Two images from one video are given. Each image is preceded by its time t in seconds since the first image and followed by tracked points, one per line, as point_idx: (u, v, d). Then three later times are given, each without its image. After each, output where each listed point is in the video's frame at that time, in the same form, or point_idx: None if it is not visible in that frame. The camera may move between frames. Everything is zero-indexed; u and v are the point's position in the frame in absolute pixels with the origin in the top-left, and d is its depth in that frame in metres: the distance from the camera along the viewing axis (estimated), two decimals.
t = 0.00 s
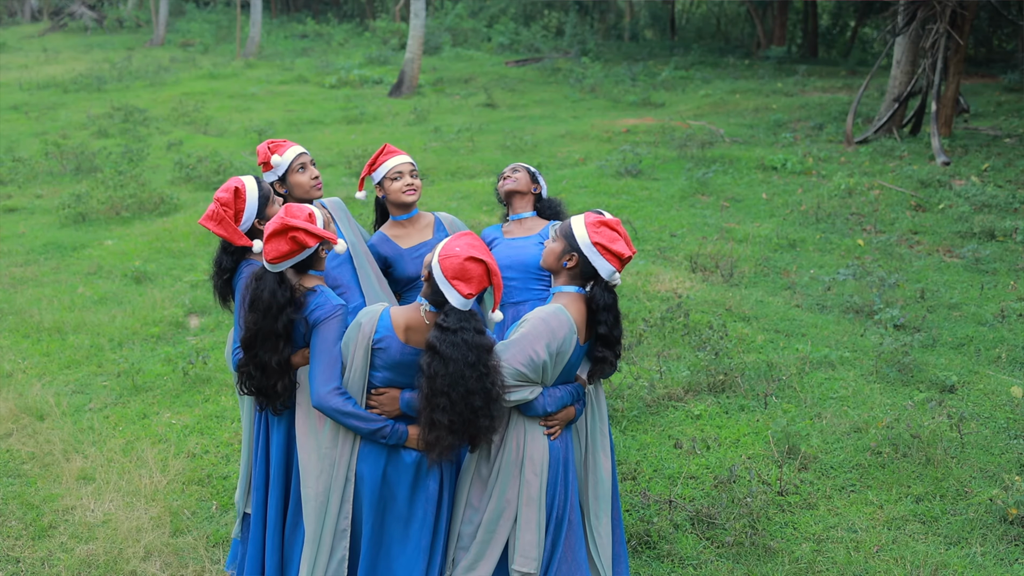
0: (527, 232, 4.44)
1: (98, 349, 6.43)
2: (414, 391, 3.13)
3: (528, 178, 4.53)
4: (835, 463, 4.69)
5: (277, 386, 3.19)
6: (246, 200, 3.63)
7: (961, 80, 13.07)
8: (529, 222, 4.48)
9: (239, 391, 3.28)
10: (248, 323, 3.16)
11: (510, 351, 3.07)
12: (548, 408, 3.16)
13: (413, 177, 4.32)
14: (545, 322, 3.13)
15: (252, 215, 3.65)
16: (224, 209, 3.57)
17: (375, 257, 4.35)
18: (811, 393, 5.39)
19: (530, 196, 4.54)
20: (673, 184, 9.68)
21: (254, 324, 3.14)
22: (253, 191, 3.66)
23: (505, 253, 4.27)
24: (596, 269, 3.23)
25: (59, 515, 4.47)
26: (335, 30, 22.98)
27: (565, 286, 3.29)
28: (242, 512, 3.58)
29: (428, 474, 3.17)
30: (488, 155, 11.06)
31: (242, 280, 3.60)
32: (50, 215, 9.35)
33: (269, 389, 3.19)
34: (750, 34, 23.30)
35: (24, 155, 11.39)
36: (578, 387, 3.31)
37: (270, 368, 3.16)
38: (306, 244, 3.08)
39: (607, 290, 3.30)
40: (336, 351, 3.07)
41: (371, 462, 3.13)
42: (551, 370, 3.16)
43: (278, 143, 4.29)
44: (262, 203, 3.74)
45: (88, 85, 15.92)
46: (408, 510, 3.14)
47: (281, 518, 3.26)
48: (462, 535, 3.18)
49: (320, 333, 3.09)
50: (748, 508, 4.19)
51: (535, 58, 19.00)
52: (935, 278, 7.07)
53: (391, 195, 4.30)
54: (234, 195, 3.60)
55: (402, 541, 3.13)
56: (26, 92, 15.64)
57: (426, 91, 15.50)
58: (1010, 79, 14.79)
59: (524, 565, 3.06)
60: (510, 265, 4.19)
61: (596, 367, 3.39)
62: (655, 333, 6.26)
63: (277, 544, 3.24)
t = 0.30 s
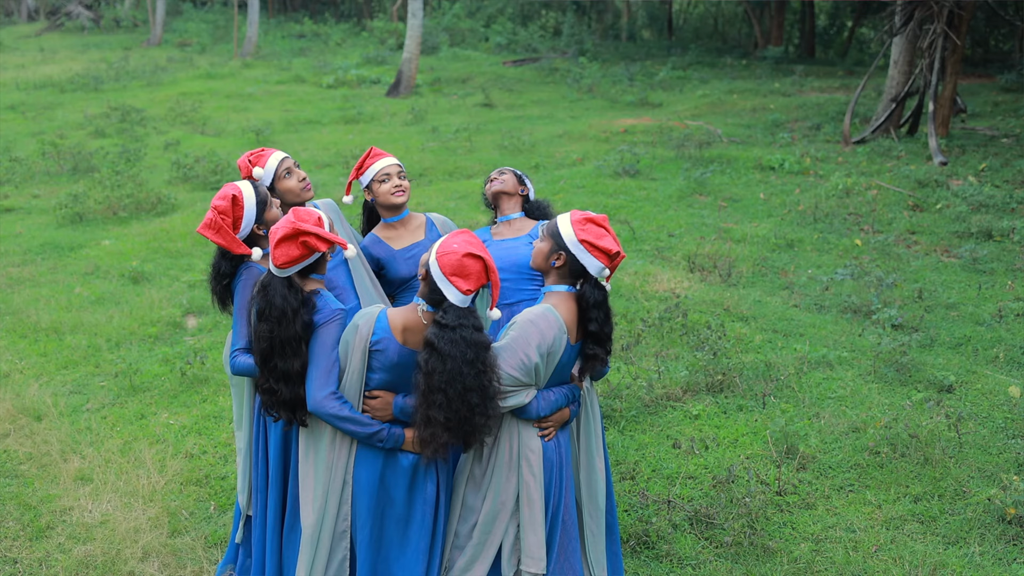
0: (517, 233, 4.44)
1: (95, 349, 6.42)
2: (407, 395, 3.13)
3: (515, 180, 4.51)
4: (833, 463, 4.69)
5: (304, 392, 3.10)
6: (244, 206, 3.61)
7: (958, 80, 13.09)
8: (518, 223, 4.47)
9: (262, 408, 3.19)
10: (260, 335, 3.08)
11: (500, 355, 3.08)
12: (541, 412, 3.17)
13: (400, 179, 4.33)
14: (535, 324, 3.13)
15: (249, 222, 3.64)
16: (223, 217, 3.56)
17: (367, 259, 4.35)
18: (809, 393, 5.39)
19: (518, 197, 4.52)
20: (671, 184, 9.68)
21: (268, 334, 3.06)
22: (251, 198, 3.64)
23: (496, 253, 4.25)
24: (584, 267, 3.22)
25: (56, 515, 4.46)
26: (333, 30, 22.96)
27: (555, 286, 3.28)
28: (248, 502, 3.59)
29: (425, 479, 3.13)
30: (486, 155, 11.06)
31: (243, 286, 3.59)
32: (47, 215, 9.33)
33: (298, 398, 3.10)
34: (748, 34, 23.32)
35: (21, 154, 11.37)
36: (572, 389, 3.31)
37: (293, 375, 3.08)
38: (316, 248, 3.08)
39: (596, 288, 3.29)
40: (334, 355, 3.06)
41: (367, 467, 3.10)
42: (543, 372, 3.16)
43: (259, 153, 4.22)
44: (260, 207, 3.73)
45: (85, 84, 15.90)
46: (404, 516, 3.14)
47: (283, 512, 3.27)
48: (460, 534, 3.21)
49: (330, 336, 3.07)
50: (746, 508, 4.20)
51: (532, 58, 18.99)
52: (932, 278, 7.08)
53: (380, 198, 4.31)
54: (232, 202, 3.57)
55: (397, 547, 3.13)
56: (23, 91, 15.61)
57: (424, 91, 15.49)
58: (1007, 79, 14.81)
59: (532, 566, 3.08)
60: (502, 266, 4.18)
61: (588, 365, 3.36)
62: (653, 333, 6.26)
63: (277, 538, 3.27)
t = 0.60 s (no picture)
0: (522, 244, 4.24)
1: (93, 349, 6.41)
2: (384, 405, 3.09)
3: (526, 188, 4.31)
4: (832, 463, 4.69)
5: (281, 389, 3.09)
6: (240, 196, 3.61)
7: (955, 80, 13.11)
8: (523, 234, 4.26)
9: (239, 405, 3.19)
10: (240, 331, 3.09)
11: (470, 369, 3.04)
12: (516, 425, 3.12)
13: (429, 177, 4.31)
14: (505, 333, 3.08)
15: (245, 212, 3.63)
16: (218, 205, 3.57)
17: (383, 250, 4.36)
18: (807, 393, 5.39)
19: (526, 208, 4.33)
20: (669, 184, 9.69)
21: (247, 329, 3.07)
22: (248, 189, 3.64)
23: (494, 266, 4.11)
24: (557, 272, 3.13)
25: (54, 516, 4.45)
26: (330, 30, 22.94)
27: (534, 294, 3.21)
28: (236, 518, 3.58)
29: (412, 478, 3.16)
30: (484, 155, 11.06)
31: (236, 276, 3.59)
32: (44, 215, 9.32)
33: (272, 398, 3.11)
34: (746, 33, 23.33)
35: (18, 154, 11.36)
36: (557, 403, 3.24)
37: (270, 372, 3.08)
38: (299, 247, 3.09)
39: (574, 294, 3.19)
40: (310, 357, 3.06)
41: (354, 469, 3.10)
42: (518, 382, 3.11)
43: (268, 158, 4.16)
44: (257, 200, 3.70)
45: (82, 85, 15.89)
46: (392, 517, 3.13)
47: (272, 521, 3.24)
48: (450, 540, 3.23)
49: (309, 338, 3.09)
50: (745, 509, 4.21)
51: (530, 59, 18.99)
52: (931, 278, 7.08)
53: (405, 193, 4.31)
54: (228, 190, 3.59)
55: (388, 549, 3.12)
56: (20, 92, 15.59)
57: (422, 91, 15.48)
58: (1004, 79, 14.83)
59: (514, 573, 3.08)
60: (498, 280, 4.05)
61: (570, 372, 3.26)
62: (651, 333, 6.25)
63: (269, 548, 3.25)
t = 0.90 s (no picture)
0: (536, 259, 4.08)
1: (92, 350, 6.41)
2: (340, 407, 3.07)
3: (548, 205, 4.29)
4: (831, 463, 4.69)
5: (226, 372, 3.17)
6: (239, 180, 3.70)
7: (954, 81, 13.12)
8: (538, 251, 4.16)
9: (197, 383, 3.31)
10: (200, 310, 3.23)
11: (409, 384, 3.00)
12: (461, 435, 3.08)
13: (480, 180, 4.29)
14: (445, 348, 3.00)
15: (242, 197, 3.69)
16: (218, 186, 3.67)
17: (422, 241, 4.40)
18: (807, 393, 5.39)
19: (547, 226, 4.36)
20: (668, 184, 9.69)
21: (205, 308, 3.20)
22: (249, 176, 3.72)
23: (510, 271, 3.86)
24: (501, 287, 2.99)
25: (52, 518, 4.44)
26: (329, 30, 22.94)
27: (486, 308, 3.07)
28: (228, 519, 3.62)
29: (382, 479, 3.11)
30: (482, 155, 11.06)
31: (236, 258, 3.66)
32: (43, 216, 9.31)
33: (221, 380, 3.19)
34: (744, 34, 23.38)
35: (17, 155, 11.35)
36: (508, 416, 3.13)
37: (219, 352, 3.17)
38: (257, 231, 3.17)
39: (522, 310, 3.01)
40: (263, 356, 3.12)
41: (323, 469, 3.13)
42: (460, 395, 3.03)
43: (300, 150, 4.25)
44: (258, 185, 3.75)
45: (81, 85, 15.88)
46: (361, 521, 3.09)
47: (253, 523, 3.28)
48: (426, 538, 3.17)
49: (259, 330, 3.15)
50: (744, 510, 4.20)
51: (528, 59, 19.01)
52: (930, 278, 7.09)
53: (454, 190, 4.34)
54: (228, 174, 3.70)
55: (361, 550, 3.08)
56: (19, 93, 15.57)
57: (421, 92, 15.49)
58: (1003, 79, 14.84)
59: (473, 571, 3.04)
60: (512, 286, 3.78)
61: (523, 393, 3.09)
62: (651, 334, 6.25)
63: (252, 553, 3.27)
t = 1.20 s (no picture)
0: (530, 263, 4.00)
1: (89, 351, 6.39)
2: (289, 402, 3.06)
3: (575, 217, 3.92)
4: (830, 464, 4.68)
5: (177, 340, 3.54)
6: (255, 165, 4.03)
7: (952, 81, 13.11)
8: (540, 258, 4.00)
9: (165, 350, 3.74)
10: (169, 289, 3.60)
11: (345, 389, 2.90)
12: (413, 427, 3.07)
13: (522, 187, 4.22)
14: (378, 352, 2.91)
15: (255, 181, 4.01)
16: (240, 170, 4.06)
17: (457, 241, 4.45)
18: (805, 394, 5.38)
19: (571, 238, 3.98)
20: (666, 185, 9.68)
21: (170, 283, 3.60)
22: (264, 167, 4.02)
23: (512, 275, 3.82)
24: (427, 296, 2.87)
25: (49, 519, 4.43)
26: (328, 31, 22.92)
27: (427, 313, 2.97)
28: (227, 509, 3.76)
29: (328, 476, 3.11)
30: (481, 156, 11.05)
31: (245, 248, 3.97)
32: (41, 217, 9.29)
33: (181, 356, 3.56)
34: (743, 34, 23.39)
35: (15, 156, 11.33)
36: (458, 415, 3.03)
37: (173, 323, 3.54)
38: (206, 209, 3.51)
39: (442, 320, 2.83)
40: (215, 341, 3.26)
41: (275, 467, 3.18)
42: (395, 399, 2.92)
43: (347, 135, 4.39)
44: (270, 174, 4.03)
45: (80, 86, 15.85)
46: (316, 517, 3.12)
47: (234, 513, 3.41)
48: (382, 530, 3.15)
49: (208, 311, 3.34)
50: (743, 510, 4.18)
51: (527, 60, 19.00)
52: (929, 278, 7.08)
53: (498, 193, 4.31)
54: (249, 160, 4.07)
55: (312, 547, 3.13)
56: (17, 94, 15.54)
57: (419, 92, 15.47)
58: (1002, 80, 14.83)
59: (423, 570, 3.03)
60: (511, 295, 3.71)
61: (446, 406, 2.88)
62: (649, 334, 6.24)
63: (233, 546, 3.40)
